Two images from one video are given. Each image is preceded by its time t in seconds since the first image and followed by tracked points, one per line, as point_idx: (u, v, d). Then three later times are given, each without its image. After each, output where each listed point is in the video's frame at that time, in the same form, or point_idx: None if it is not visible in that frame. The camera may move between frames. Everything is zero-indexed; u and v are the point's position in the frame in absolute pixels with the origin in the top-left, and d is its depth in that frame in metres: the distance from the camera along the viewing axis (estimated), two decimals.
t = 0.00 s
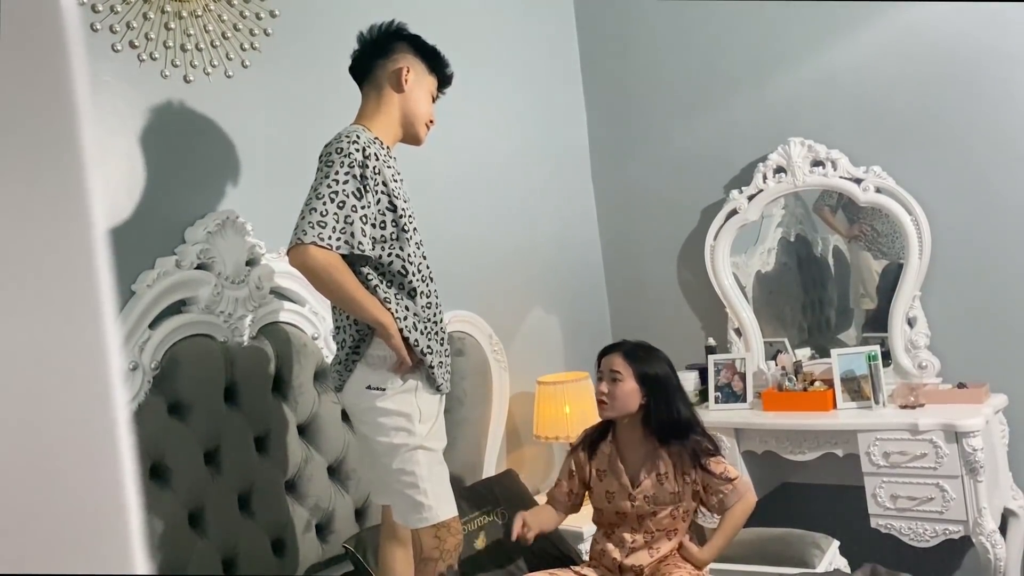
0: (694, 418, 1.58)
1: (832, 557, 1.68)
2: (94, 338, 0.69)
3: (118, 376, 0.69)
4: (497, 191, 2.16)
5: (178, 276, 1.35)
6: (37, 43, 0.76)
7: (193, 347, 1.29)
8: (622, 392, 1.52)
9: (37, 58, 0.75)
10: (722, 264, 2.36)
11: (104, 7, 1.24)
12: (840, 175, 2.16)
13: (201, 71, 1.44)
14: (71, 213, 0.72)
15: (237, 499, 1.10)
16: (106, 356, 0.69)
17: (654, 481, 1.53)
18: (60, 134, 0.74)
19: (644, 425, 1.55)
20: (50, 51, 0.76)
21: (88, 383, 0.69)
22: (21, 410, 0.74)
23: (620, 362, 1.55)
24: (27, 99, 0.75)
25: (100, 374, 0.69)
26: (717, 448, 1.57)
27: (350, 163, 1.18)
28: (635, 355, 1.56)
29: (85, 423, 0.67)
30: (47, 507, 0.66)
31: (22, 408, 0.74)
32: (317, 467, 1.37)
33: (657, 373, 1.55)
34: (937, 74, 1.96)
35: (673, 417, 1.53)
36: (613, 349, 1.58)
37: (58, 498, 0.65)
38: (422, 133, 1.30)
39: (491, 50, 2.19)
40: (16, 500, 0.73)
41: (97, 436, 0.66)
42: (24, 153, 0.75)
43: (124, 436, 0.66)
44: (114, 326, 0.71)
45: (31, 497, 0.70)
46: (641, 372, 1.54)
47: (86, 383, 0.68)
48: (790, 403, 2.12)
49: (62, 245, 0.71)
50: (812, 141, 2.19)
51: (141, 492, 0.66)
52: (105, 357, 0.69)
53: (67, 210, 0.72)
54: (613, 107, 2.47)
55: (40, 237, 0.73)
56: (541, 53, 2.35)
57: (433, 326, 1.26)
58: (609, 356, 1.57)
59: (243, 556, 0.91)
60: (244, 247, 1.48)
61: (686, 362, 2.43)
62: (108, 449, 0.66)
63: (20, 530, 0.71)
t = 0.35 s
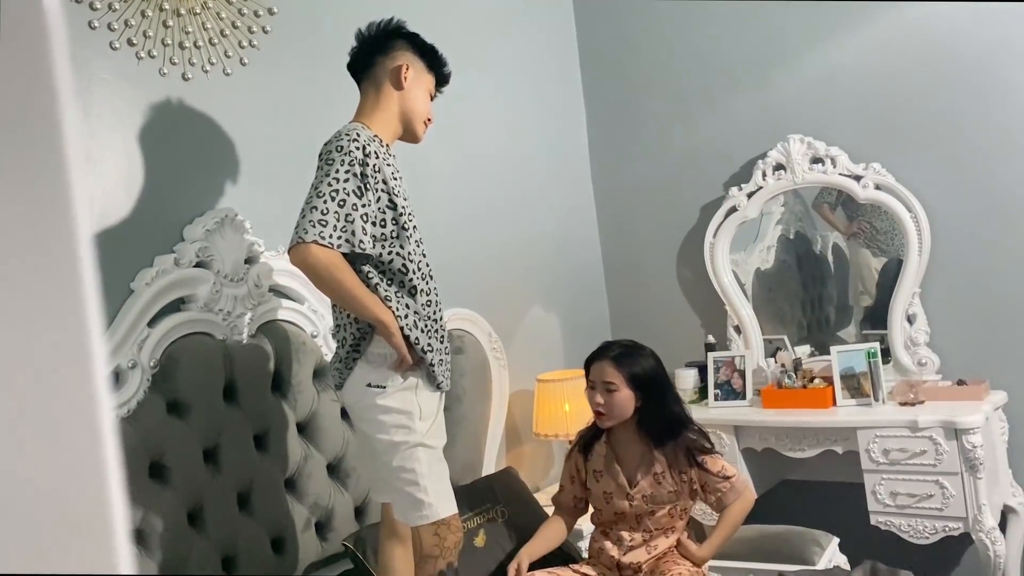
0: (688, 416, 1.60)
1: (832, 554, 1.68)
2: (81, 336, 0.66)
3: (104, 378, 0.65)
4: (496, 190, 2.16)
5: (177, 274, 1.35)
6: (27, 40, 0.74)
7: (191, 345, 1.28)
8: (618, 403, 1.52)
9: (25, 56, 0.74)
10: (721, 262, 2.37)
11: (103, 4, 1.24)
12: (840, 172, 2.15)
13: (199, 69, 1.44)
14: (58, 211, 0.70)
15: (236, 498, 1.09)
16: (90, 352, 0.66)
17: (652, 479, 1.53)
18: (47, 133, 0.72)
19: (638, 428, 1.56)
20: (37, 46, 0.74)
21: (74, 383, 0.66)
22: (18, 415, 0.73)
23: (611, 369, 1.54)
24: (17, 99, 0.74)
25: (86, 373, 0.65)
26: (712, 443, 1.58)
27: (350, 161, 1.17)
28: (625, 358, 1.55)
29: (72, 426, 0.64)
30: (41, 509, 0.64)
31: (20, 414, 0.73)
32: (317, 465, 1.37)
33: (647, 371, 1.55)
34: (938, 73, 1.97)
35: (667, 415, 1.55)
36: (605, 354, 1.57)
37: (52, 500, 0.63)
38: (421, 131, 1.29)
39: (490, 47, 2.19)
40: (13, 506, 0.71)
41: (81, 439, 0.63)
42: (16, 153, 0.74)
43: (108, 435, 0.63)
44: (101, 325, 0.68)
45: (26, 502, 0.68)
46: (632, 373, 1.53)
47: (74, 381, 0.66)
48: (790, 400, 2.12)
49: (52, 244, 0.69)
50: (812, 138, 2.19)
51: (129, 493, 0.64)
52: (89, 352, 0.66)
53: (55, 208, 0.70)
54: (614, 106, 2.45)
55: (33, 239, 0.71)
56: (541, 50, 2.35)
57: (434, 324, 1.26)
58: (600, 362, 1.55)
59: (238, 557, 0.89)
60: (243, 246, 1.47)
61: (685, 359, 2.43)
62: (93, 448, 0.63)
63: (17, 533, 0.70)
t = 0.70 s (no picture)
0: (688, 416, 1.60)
1: (831, 552, 1.68)
2: (77, 338, 0.66)
3: (100, 378, 0.66)
4: (496, 188, 2.16)
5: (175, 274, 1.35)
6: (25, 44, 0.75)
7: (190, 344, 1.28)
8: (615, 404, 1.52)
9: (23, 59, 0.74)
10: (721, 261, 2.37)
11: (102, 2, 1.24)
12: (838, 170, 2.17)
13: (198, 67, 1.44)
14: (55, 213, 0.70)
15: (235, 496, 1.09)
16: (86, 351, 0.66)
17: (652, 479, 1.53)
18: (43, 133, 0.72)
19: (638, 428, 1.56)
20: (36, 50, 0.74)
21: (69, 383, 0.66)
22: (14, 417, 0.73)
23: (609, 371, 1.53)
24: (16, 102, 0.75)
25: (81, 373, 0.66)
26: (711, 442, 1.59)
27: (348, 160, 1.17)
28: (622, 359, 1.54)
29: (68, 427, 0.64)
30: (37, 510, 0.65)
31: (16, 415, 0.73)
32: (316, 464, 1.35)
33: (645, 371, 1.54)
34: (937, 75, 1.91)
35: (667, 415, 1.55)
36: (603, 356, 1.56)
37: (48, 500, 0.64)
38: (418, 130, 1.29)
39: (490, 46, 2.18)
40: (9, 507, 0.72)
41: (78, 439, 0.63)
42: (10, 156, 0.74)
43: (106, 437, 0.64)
44: (99, 326, 0.68)
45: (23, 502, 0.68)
46: (631, 375, 1.52)
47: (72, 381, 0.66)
48: (790, 398, 2.12)
49: (47, 247, 0.69)
50: (811, 137, 2.20)
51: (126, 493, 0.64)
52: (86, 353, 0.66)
53: (53, 211, 0.70)
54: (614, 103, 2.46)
55: (29, 241, 0.72)
56: (541, 48, 2.34)
57: (433, 323, 1.26)
58: (597, 363, 1.55)
59: (239, 554, 0.89)
60: (242, 244, 1.48)
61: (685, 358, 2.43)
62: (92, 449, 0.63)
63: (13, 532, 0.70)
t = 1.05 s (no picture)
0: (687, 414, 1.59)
1: (830, 550, 1.68)
2: (74, 338, 0.66)
3: (100, 378, 0.65)
4: (495, 186, 2.16)
5: (174, 272, 1.35)
6: (16, 42, 0.74)
7: (190, 343, 1.28)
8: (614, 404, 1.51)
9: (19, 57, 0.74)
10: (721, 257, 2.41)
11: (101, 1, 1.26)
12: (837, 168, 2.21)
13: (197, 66, 1.45)
14: (53, 213, 0.70)
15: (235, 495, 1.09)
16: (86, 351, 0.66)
17: (651, 478, 1.54)
18: (43, 133, 0.72)
19: (638, 427, 1.55)
20: (28, 48, 0.74)
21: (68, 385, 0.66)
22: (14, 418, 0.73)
23: (607, 371, 1.52)
24: (12, 104, 0.75)
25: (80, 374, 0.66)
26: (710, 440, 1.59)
27: (345, 158, 1.17)
28: (622, 359, 1.53)
29: (65, 427, 0.65)
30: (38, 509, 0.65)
31: (15, 416, 0.73)
32: (316, 462, 1.35)
33: (645, 371, 1.53)
34: (937, 73, 1.89)
35: (666, 414, 1.54)
36: (596, 359, 1.55)
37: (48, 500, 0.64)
38: (416, 129, 1.29)
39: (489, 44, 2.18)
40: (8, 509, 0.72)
41: (78, 440, 0.63)
42: (8, 158, 0.75)
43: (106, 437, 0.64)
44: (99, 325, 0.68)
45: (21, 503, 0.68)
46: (630, 375, 1.51)
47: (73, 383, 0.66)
48: (789, 395, 2.14)
49: (46, 245, 0.69)
50: (810, 136, 2.23)
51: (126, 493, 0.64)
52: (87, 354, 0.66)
53: (51, 208, 0.70)
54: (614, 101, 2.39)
55: (27, 241, 0.72)
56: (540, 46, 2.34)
57: (431, 322, 1.26)
58: (597, 364, 1.53)
59: (239, 552, 0.89)
60: (241, 242, 1.48)
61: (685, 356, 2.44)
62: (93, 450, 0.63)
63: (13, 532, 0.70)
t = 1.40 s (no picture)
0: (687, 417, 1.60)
1: (830, 549, 1.68)
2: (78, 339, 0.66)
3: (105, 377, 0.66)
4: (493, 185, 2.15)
5: (173, 272, 1.35)
6: (20, 44, 0.75)
7: (189, 343, 1.26)
8: (614, 402, 1.50)
9: (25, 60, 0.74)
10: (720, 257, 2.42)
11: None
12: (836, 168, 2.21)
13: (196, 65, 1.45)
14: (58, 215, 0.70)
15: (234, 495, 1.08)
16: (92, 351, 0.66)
17: (652, 481, 1.54)
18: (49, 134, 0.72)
19: (637, 427, 1.55)
20: (32, 50, 0.74)
21: (70, 383, 0.66)
22: (15, 421, 0.74)
23: (609, 370, 1.52)
24: (16, 104, 0.75)
25: (85, 373, 0.66)
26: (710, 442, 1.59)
27: (340, 159, 1.17)
28: (624, 359, 1.53)
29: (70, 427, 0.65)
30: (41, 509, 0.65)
31: (17, 417, 0.73)
32: (316, 462, 1.30)
33: (646, 371, 1.53)
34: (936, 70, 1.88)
35: (667, 417, 1.55)
36: (600, 354, 1.55)
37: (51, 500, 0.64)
38: (414, 130, 1.29)
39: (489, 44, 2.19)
40: (9, 509, 0.72)
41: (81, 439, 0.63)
42: (14, 159, 0.75)
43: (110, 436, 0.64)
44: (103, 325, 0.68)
45: (22, 502, 0.69)
46: (631, 375, 1.51)
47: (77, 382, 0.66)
48: (787, 395, 2.15)
49: (52, 247, 0.69)
50: (808, 135, 2.23)
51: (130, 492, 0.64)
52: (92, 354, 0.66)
53: (53, 209, 0.70)
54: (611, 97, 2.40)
55: (28, 244, 0.71)
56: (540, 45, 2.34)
57: (426, 322, 1.27)
58: (598, 362, 1.53)
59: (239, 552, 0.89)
60: (240, 242, 1.49)
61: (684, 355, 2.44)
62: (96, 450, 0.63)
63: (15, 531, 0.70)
